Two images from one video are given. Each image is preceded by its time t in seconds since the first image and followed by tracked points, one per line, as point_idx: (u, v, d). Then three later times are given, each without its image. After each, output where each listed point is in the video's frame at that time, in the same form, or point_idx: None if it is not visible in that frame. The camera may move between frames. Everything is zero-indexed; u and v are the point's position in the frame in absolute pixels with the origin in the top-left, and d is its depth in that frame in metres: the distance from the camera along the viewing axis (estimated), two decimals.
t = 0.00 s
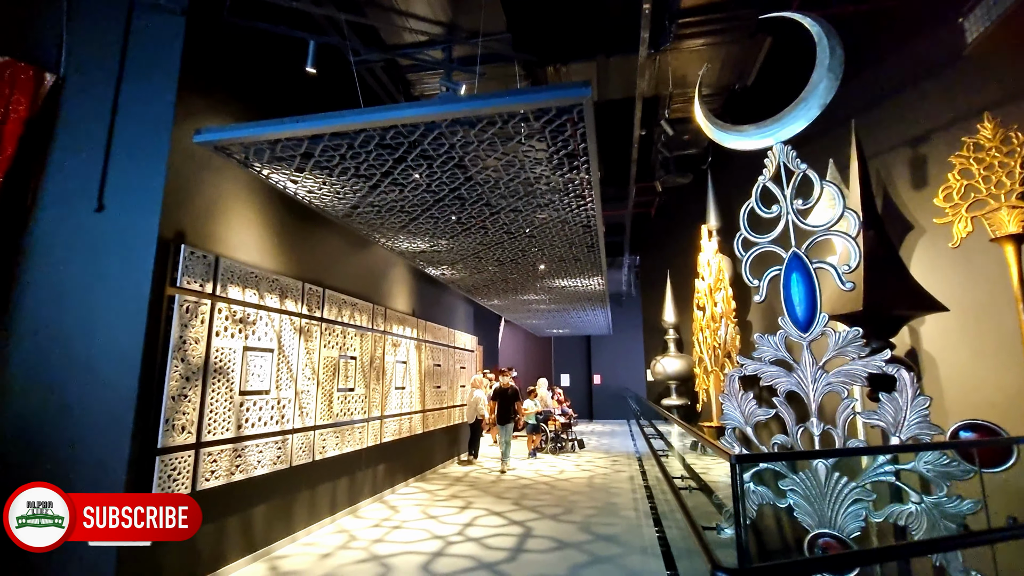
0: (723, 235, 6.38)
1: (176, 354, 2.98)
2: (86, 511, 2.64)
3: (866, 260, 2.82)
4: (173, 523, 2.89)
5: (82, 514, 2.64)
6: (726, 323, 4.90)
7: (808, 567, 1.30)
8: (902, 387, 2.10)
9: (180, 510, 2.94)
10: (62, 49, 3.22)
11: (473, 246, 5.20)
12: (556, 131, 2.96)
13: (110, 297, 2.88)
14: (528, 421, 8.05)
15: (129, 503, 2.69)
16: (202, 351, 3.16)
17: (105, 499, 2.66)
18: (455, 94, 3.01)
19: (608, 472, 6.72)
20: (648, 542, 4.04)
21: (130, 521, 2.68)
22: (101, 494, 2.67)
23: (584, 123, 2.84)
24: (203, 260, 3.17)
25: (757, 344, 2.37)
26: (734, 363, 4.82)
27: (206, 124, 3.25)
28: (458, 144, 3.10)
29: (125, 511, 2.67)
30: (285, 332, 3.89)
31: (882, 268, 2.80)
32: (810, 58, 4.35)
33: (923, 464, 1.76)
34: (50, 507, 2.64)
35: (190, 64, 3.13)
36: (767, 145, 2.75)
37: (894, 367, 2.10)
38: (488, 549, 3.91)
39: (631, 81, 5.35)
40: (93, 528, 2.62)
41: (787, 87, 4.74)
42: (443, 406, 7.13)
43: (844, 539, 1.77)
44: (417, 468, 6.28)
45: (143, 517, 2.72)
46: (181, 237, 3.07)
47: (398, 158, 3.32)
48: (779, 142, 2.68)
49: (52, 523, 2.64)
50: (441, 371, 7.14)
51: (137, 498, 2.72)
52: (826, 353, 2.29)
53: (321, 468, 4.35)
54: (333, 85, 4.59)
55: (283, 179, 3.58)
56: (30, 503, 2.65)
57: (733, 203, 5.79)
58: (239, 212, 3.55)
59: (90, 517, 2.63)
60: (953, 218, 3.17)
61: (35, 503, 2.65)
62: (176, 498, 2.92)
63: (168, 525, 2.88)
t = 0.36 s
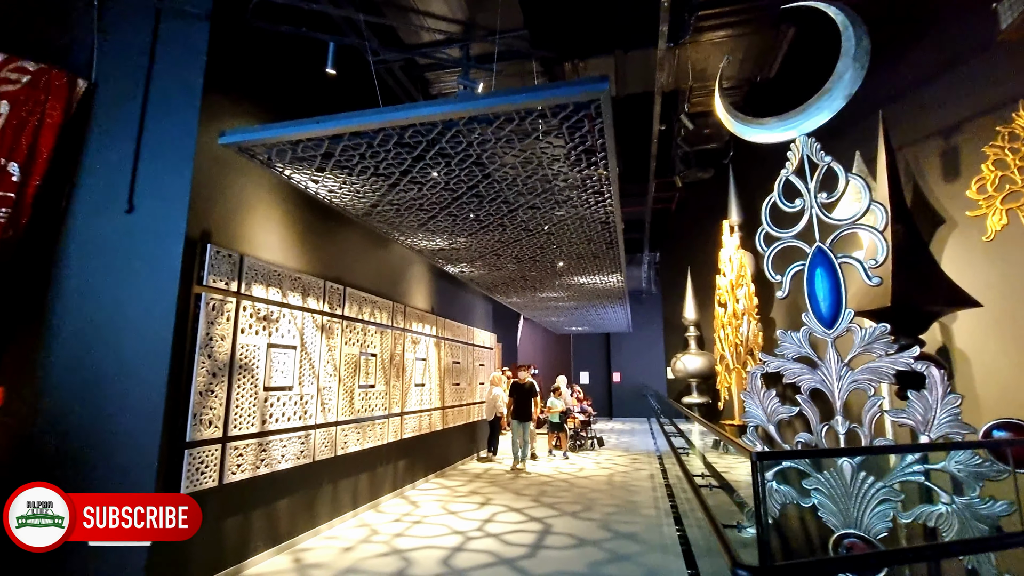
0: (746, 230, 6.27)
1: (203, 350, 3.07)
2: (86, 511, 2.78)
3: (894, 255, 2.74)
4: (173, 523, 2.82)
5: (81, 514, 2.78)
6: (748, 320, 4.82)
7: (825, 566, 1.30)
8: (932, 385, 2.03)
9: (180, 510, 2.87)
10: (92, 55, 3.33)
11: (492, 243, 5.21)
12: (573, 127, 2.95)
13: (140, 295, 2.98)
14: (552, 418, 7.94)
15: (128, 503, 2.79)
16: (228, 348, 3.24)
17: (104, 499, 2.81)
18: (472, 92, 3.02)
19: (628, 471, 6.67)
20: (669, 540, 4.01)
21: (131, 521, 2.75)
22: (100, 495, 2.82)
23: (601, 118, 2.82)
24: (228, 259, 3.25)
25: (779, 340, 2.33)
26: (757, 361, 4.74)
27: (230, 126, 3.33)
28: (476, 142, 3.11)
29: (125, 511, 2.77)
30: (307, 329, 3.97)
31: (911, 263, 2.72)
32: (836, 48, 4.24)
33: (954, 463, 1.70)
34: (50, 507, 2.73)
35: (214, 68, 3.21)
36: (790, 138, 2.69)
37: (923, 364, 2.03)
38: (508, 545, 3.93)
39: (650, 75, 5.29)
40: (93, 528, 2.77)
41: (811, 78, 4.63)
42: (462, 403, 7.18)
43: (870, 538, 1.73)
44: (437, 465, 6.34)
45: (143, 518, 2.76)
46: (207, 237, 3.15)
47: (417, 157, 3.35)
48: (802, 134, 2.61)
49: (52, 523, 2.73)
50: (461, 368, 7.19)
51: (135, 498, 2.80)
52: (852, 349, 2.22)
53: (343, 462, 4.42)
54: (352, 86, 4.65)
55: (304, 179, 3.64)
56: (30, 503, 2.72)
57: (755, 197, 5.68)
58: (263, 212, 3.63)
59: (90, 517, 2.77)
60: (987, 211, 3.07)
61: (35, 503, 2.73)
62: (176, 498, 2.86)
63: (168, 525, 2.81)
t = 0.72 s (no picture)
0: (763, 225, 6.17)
1: (221, 346, 3.12)
2: (86, 511, 2.86)
3: (916, 247, 2.66)
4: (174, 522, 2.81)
5: (81, 514, 2.85)
6: (766, 316, 4.74)
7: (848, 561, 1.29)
8: (955, 381, 1.97)
9: (180, 510, 2.84)
10: (114, 57, 3.41)
11: (505, 240, 5.20)
12: (585, 121, 2.92)
13: (159, 293, 3.04)
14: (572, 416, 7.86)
15: (129, 503, 2.86)
16: (245, 344, 3.29)
17: (104, 499, 2.87)
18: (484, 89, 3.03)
19: (644, 468, 6.63)
20: (684, 538, 3.97)
21: (130, 520, 2.81)
22: (99, 495, 2.88)
23: (614, 112, 2.79)
24: (244, 257, 3.30)
25: (797, 335, 2.27)
26: (775, 357, 4.66)
27: (245, 125, 3.37)
28: (488, 137, 3.11)
29: (125, 511, 2.83)
30: (322, 326, 4.01)
31: (934, 255, 2.64)
32: (856, 36, 4.14)
33: (979, 461, 1.65)
34: (50, 507, 2.77)
35: (229, 68, 3.25)
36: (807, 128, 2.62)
37: (946, 359, 1.97)
38: (522, 541, 3.93)
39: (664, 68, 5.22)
40: (93, 528, 2.86)
41: (830, 68, 4.52)
42: (476, 400, 7.19)
43: (892, 538, 1.69)
44: (451, 461, 6.36)
45: (142, 517, 2.81)
46: (223, 235, 3.19)
47: (429, 154, 3.36)
48: (821, 125, 2.55)
49: (52, 523, 2.78)
50: (475, 366, 7.21)
51: (135, 498, 2.87)
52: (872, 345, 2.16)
53: (359, 458, 4.47)
54: (366, 84, 4.67)
55: (318, 177, 3.67)
56: (30, 503, 2.76)
57: (773, 191, 5.58)
58: (278, 210, 3.67)
59: (90, 517, 2.85)
60: (1013, 203, 2.96)
61: (34, 503, 2.76)
62: (176, 498, 2.84)
63: (168, 525, 2.81)
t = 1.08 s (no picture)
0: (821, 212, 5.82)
1: (273, 339, 3.26)
2: (86, 511, 3.20)
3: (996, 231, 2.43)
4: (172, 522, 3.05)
5: (82, 514, 3.20)
6: (823, 308, 4.48)
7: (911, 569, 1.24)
8: None
9: (180, 510, 3.05)
10: (175, 68, 3.63)
11: (547, 233, 5.16)
12: (627, 109, 2.85)
13: (218, 289, 3.22)
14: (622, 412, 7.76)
15: (127, 504, 3.20)
16: (296, 337, 3.42)
17: (165, 485, 3.12)
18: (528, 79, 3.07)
19: (692, 466, 6.44)
20: (734, 539, 3.83)
21: (129, 520, 3.17)
22: (99, 496, 3.24)
23: (657, 97, 2.71)
24: (294, 253, 3.43)
25: (858, 329, 2.11)
26: (833, 352, 4.40)
27: (293, 126, 3.49)
28: (528, 129, 3.09)
29: (123, 512, 3.19)
30: (368, 320, 4.12)
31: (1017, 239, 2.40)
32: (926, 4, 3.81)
33: None
34: (49, 508, 2.93)
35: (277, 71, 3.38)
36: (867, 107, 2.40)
37: None
38: (565, 536, 3.91)
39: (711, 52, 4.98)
40: (93, 528, 3.23)
41: (895, 41, 4.20)
42: (520, 394, 7.21)
43: (964, 547, 1.54)
44: (495, 454, 6.42)
45: (139, 518, 3.15)
46: (275, 232, 3.33)
47: (470, 148, 3.37)
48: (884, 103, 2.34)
49: (52, 523, 2.93)
50: (518, 360, 7.22)
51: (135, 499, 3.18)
52: (945, 339, 1.98)
53: (405, 449, 4.58)
54: (407, 81, 4.75)
55: (363, 174, 3.76)
56: (30, 503, 2.90)
57: (831, 176, 5.27)
58: (326, 207, 3.79)
59: (89, 517, 3.21)
60: None
61: (34, 503, 2.91)
62: (176, 499, 3.07)
63: (168, 524, 3.05)
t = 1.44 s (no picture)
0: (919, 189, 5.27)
1: (349, 328, 3.42)
2: (86, 511, 2.51)
3: None
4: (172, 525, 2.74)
5: (81, 514, 2.50)
6: (923, 295, 4.07)
7: None
8: None
9: (180, 510, 2.83)
10: (258, 74, 3.87)
11: (612, 221, 5.04)
12: (699, 86, 2.71)
13: (298, 281, 3.42)
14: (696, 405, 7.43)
15: (130, 502, 2.62)
16: (369, 326, 3.58)
17: (256, 462, 3.37)
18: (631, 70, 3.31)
19: (769, 462, 6.11)
20: (818, 540, 3.60)
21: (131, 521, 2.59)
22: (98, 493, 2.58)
23: (733, 71, 2.55)
24: (366, 245, 3.57)
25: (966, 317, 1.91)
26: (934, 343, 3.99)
27: (363, 122, 3.62)
28: (593, 114, 3.01)
29: (125, 510, 2.59)
30: (436, 310, 4.23)
31: None
32: None
33: None
34: (50, 507, 2.38)
35: (348, 70, 3.51)
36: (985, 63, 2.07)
37: None
38: (634, 528, 3.84)
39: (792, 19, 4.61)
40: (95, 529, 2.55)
41: None
42: (585, 384, 7.14)
43: None
44: (561, 444, 6.41)
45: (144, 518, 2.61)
46: (348, 226, 3.48)
47: (533, 136, 3.35)
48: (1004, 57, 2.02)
49: (52, 523, 2.39)
50: (583, 350, 7.15)
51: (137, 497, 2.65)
52: None
53: (473, 435, 4.68)
54: (471, 72, 4.78)
55: (429, 167, 3.84)
56: (30, 503, 2.38)
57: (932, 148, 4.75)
58: (395, 201, 3.91)
59: (90, 517, 2.52)
60: None
61: (35, 502, 2.38)
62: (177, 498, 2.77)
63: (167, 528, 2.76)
